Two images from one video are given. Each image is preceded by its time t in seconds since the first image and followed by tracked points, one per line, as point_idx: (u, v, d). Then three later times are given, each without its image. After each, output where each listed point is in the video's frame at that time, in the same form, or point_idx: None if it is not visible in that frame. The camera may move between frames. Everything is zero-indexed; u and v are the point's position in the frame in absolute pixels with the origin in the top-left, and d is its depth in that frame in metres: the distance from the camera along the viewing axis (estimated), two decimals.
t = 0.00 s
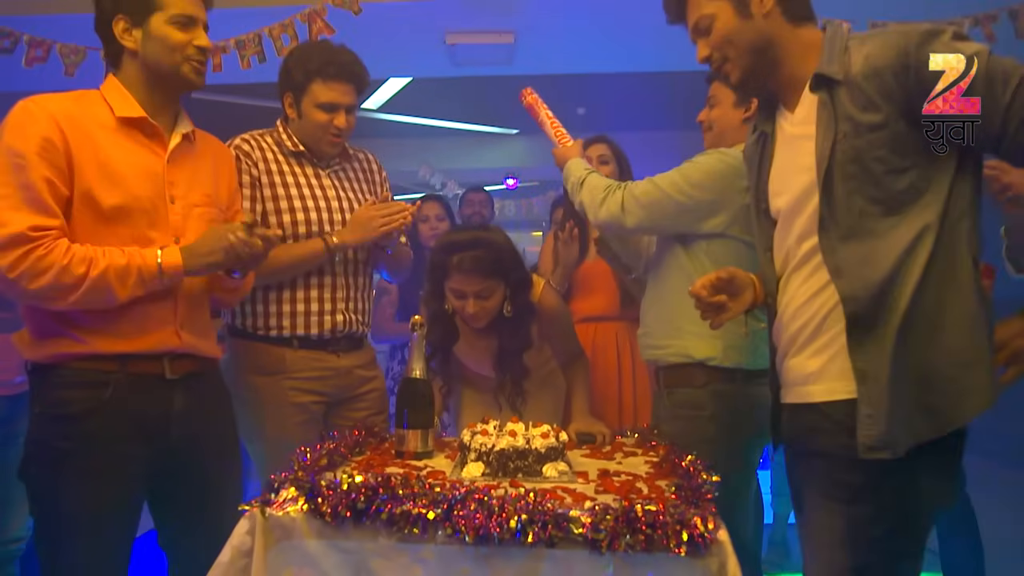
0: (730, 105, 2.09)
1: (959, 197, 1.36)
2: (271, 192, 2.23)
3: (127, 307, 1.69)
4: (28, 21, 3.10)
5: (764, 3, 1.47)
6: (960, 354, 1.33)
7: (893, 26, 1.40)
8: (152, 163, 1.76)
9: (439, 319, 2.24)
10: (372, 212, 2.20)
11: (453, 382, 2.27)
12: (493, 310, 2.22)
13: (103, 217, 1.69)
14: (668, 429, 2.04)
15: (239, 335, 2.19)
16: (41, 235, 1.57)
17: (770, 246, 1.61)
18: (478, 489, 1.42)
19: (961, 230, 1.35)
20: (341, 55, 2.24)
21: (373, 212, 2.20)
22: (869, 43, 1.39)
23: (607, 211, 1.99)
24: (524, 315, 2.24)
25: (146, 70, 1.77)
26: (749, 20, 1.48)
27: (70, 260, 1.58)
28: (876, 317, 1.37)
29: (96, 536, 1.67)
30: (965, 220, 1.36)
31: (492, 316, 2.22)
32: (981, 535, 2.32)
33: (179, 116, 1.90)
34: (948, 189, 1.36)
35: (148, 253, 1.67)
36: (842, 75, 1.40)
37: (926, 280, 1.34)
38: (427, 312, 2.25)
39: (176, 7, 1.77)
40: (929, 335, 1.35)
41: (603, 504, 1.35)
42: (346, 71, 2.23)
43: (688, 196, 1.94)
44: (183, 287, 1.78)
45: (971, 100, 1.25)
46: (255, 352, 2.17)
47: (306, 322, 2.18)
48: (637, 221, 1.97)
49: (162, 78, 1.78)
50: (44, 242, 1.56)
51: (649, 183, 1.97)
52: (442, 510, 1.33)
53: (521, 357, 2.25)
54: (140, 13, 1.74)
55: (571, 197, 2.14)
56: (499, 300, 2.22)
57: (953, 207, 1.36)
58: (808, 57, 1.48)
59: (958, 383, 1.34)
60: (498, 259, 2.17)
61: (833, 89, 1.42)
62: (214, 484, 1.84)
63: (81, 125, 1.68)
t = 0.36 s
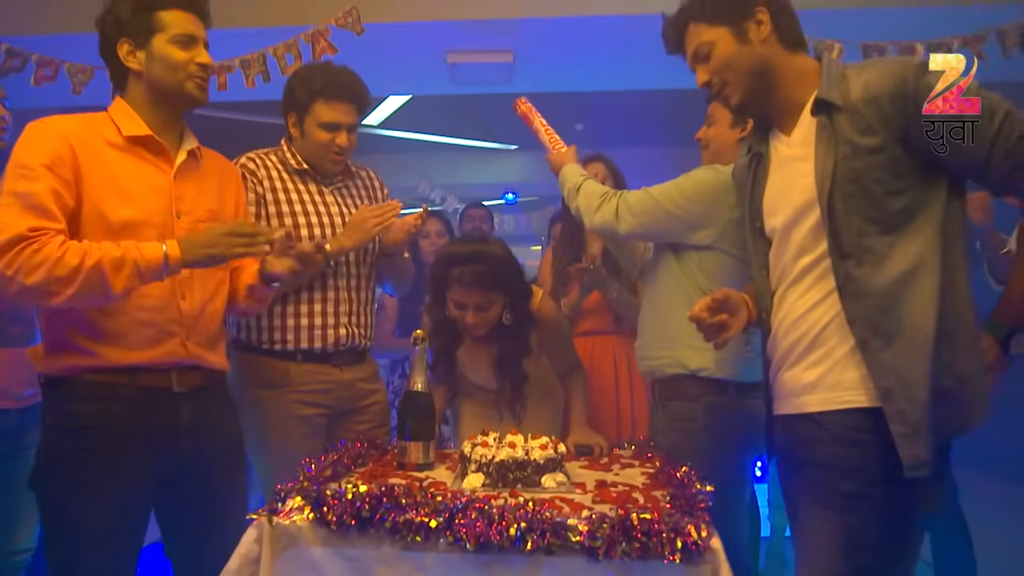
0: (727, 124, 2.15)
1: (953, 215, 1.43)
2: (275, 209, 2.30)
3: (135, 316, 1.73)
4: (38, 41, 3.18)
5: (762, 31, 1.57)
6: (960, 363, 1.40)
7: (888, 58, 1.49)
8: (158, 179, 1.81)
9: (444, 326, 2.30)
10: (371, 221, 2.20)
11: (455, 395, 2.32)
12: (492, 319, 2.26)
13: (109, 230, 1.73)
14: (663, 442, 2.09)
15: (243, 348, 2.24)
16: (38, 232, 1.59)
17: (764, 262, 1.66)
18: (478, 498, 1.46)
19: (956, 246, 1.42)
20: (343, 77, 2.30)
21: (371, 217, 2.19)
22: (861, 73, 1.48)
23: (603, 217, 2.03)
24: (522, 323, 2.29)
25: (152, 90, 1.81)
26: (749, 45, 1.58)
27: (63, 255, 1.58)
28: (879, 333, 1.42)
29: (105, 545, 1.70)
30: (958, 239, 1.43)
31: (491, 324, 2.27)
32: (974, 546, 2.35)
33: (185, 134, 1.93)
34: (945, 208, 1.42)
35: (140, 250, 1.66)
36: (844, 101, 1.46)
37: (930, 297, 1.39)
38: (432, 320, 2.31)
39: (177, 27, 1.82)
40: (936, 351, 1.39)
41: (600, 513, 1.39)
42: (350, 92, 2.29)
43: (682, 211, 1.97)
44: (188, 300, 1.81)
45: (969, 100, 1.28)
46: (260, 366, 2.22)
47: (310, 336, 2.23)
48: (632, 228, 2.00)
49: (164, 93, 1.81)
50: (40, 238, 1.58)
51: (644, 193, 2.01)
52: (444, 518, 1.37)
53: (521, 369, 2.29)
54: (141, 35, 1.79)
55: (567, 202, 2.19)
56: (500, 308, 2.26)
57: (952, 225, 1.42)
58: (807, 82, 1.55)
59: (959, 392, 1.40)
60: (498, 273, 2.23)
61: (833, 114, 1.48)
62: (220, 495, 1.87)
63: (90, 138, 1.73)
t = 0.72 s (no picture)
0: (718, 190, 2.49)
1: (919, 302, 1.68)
2: (297, 267, 2.52)
3: (176, 368, 1.93)
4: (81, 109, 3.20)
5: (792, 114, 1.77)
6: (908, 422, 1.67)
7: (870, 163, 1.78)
8: (199, 248, 2.03)
9: (455, 346, 2.58)
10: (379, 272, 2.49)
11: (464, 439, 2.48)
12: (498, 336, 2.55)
13: (157, 297, 1.95)
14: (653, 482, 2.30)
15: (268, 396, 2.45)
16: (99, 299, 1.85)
17: (741, 310, 1.86)
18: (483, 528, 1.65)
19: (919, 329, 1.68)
20: (357, 150, 2.58)
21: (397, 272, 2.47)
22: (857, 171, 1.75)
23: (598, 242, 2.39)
24: (523, 339, 2.58)
25: (195, 171, 2.03)
26: (769, 120, 1.76)
27: (122, 321, 1.84)
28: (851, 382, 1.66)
29: None
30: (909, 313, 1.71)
31: (497, 340, 2.55)
32: None
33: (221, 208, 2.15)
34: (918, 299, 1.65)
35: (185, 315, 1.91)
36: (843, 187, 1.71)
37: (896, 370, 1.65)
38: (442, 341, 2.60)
39: (219, 117, 2.05)
40: (892, 412, 1.65)
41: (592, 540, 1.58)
42: (364, 166, 2.57)
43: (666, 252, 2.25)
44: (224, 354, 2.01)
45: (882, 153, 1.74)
46: (284, 412, 2.43)
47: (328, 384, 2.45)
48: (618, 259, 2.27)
49: (205, 175, 2.04)
50: (100, 306, 1.84)
51: (641, 229, 2.30)
52: (454, 544, 1.57)
53: (525, 415, 2.51)
54: (188, 123, 2.03)
55: (564, 225, 2.49)
56: (503, 328, 2.56)
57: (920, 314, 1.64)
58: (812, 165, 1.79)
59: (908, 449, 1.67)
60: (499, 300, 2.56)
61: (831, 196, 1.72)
62: (249, 530, 2.05)
63: (141, 215, 1.95)
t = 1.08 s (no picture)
0: (689, 224, 3.16)
1: (822, 326, 1.77)
2: (309, 291, 2.70)
3: (209, 382, 2.12)
4: (110, 137, 3.18)
5: (803, 144, 1.90)
6: (804, 434, 1.79)
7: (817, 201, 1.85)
8: (228, 272, 2.22)
9: (465, 366, 2.85)
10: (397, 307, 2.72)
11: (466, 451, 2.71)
12: (507, 352, 2.82)
13: (189, 314, 2.14)
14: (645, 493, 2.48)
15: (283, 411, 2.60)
16: (132, 316, 2.03)
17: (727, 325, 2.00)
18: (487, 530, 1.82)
19: (814, 350, 1.78)
20: (367, 184, 2.77)
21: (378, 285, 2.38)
22: (802, 200, 1.87)
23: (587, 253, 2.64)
24: (529, 355, 2.83)
25: (224, 207, 2.22)
26: (784, 146, 1.91)
27: (152, 337, 2.01)
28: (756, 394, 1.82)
29: None
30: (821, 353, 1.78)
31: (507, 355, 2.82)
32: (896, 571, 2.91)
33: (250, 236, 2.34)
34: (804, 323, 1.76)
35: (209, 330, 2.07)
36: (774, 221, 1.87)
37: (783, 380, 1.79)
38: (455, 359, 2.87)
39: (245, 155, 2.23)
40: (779, 421, 1.80)
41: (586, 541, 1.75)
42: (370, 198, 2.76)
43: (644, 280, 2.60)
44: (250, 367, 2.19)
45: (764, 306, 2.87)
46: (298, 427, 2.59)
47: (339, 400, 2.61)
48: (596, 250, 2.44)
49: (233, 210, 2.22)
50: (133, 321, 2.01)
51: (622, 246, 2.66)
52: (461, 545, 1.73)
53: (524, 432, 2.72)
54: (216, 163, 2.21)
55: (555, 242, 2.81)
56: (512, 344, 2.84)
57: (798, 336, 1.75)
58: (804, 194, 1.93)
59: (800, 459, 1.78)
60: (510, 316, 2.86)
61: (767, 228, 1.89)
62: (268, 536, 2.21)
63: (177, 238, 2.17)
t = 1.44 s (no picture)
0: (688, 224, 3.03)
1: (809, 324, 1.79)
2: (310, 292, 2.72)
3: (211, 380, 2.15)
4: (112, 138, 3.20)
5: (806, 142, 1.91)
6: (792, 436, 1.80)
7: (808, 199, 1.84)
8: (230, 270, 2.24)
9: (468, 365, 2.86)
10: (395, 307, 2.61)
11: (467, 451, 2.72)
12: (509, 351, 2.79)
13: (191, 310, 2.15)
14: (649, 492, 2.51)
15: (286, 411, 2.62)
16: (131, 302, 2.03)
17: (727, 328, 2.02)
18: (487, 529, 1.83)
19: (801, 349, 1.79)
20: (370, 186, 2.78)
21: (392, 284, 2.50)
22: (797, 199, 1.87)
23: (587, 256, 2.67)
24: (532, 353, 2.82)
25: (226, 206, 2.24)
26: (785, 145, 1.92)
27: (146, 315, 2.00)
28: (746, 393, 1.85)
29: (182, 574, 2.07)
30: (808, 354, 1.79)
31: (508, 355, 2.80)
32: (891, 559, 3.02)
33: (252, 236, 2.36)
34: (787, 320, 1.77)
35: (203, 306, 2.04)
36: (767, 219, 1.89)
37: (773, 379, 1.81)
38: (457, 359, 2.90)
39: (245, 155, 2.25)
40: (767, 420, 1.81)
41: (585, 540, 1.77)
42: (372, 200, 2.76)
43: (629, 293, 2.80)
44: (251, 366, 2.22)
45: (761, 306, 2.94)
46: (300, 426, 2.61)
47: (341, 400, 2.63)
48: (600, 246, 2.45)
49: (236, 210, 2.24)
50: (131, 305, 2.02)
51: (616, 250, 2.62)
52: (462, 543, 1.75)
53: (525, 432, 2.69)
54: (218, 163, 2.23)
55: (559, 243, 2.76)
56: (512, 347, 2.81)
57: (778, 330, 1.77)
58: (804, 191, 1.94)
59: (788, 458, 1.79)
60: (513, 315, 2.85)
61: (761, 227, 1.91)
62: (271, 535, 2.23)
63: (181, 237, 2.20)
